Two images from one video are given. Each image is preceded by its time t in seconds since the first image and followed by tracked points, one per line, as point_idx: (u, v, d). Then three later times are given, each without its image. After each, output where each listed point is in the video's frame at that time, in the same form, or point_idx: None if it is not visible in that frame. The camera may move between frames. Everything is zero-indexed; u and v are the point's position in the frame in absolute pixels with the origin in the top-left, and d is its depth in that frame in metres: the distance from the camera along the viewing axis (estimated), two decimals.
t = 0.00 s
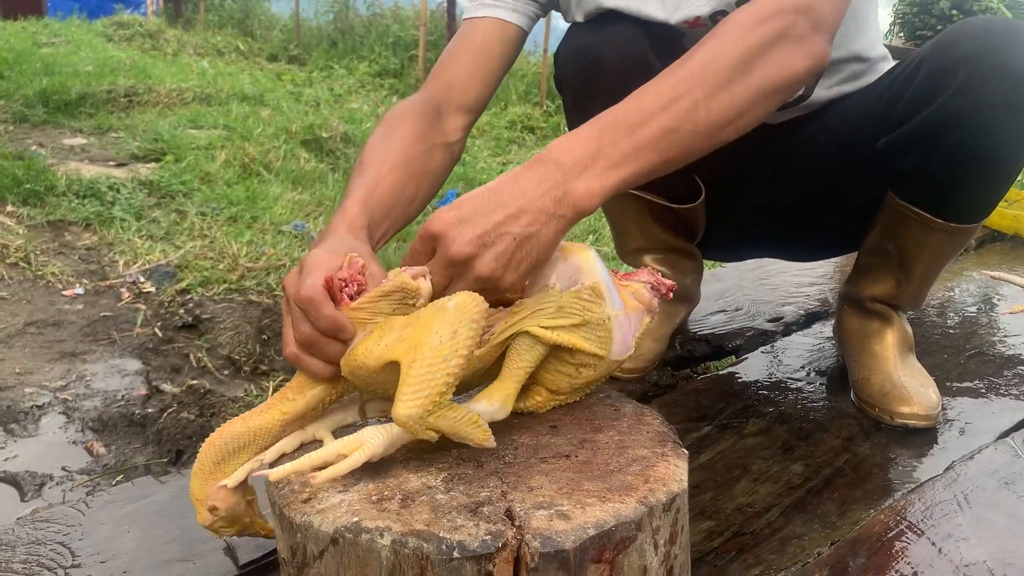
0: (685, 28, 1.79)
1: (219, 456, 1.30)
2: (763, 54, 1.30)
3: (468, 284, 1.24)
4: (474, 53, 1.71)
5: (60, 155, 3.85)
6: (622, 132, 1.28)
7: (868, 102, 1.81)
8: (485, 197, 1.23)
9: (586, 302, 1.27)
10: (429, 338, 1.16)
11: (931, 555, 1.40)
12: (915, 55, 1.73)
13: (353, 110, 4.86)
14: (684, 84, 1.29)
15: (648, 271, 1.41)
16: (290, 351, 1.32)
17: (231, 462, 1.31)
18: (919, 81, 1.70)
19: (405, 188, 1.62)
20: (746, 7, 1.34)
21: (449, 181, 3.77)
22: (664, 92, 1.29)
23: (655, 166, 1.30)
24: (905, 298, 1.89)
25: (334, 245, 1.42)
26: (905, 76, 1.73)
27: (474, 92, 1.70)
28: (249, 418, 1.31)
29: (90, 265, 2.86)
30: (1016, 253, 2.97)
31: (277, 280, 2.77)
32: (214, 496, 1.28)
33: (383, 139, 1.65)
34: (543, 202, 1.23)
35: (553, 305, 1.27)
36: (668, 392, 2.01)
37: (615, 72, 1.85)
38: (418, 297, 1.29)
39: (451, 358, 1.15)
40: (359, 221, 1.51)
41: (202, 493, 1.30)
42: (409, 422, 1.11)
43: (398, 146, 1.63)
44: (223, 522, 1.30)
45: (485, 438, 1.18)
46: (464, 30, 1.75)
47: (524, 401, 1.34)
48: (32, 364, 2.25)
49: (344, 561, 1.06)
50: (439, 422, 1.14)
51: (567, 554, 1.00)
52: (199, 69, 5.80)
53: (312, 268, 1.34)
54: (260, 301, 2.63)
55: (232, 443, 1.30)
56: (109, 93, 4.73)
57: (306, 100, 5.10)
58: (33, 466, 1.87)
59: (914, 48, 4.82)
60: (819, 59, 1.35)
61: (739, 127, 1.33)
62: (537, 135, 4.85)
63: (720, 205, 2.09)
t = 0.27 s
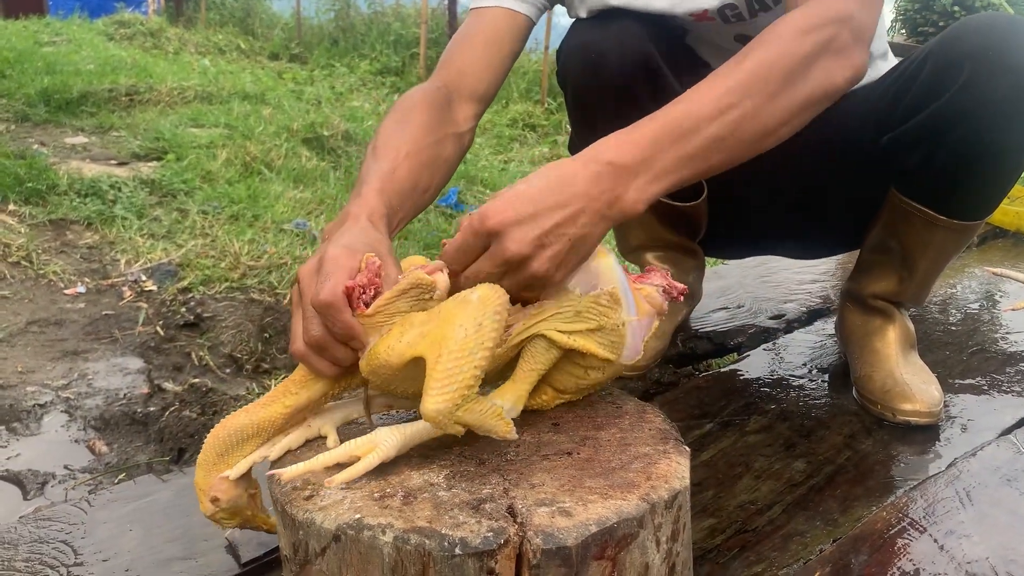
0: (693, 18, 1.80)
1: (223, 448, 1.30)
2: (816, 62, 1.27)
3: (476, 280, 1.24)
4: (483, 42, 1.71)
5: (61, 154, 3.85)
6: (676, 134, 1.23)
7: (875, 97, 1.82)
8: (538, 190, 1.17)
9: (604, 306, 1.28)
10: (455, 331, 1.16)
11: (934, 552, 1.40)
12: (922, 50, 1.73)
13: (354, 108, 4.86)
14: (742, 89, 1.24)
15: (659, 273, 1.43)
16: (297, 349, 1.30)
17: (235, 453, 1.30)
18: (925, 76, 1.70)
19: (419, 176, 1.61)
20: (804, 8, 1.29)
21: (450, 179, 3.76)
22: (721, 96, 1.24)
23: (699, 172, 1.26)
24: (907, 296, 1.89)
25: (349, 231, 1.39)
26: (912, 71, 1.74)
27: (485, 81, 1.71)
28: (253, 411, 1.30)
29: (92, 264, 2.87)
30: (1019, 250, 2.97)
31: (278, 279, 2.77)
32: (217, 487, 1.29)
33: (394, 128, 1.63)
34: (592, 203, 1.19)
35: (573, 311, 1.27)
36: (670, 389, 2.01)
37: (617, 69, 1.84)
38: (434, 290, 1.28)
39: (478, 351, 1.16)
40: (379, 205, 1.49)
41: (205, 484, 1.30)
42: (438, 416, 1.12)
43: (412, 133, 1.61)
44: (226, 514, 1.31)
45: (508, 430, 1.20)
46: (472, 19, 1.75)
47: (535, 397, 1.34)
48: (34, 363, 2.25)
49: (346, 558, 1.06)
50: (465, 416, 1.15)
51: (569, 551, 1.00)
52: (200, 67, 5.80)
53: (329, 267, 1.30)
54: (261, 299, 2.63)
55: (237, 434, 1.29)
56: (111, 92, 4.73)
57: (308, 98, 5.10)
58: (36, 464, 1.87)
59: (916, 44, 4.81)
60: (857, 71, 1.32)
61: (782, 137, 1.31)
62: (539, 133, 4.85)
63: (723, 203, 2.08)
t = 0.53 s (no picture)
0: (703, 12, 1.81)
1: (224, 437, 1.27)
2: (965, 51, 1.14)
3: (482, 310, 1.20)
4: (484, 35, 1.72)
5: (61, 153, 3.85)
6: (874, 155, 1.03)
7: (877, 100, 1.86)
8: (741, 233, 0.96)
9: (608, 356, 1.25)
10: (420, 361, 1.14)
11: (933, 552, 1.40)
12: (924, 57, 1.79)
13: (355, 108, 4.86)
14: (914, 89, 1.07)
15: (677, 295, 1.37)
16: (297, 324, 1.27)
17: (236, 443, 1.28)
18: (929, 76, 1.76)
19: (418, 168, 1.59)
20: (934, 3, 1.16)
21: (450, 179, 3.76)
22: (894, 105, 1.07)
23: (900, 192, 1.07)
24: (907, 295, 1.89)
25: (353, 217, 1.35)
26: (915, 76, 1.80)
27: (484, 76, 1.71)
28: (252, 401, 1.28)
29: (92, 263, 2.87)
30: (1018, 250, 2.97)
31: (278, 278, 2.77)
32: (220, 477, 1.26)
33: (393, 121, 1.61)
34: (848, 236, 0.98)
35: (573, 360, 1.24)
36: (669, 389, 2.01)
37: (618, 68, 1.84)
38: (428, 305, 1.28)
39: (438, 385, 1.13)
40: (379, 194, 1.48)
41: (207, 475, 1.26)
42: (382, 438, 1.11)
43: (411, 126, 1.60)
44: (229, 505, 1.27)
45: (465, 458, 1.16)
46: (474, 17, 1.76)
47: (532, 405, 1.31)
48: (34, 362, 2.25)
49: (345, 558, 1.06)
50: (416, 443, 1.12)
51: (568, 551, 1.01)
52: (200, 67, 5.80)
53: (332, 242, 1.26)
54: (262, 299, 2.63)
55: (238, 424, 1.27)
56: (111, 91, 4.73)
57: (308, 97, 5.10)
58: (35, 463, 1.87)
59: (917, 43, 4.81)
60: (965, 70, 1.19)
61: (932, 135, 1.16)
62: (539, 133, 4.85)
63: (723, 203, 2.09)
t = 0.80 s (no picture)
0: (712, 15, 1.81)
1: (231, 429, 1.29)
2: None
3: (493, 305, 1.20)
4: (487, 36, 1.72)
5: (61, 153, 3.85)
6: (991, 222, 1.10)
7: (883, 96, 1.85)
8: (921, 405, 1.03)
9: (614, 361, 1.24)
10: (429, 349, 1.13)
11: (934, 553, 1.40)
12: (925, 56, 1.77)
13: (355, 108, 4.86)
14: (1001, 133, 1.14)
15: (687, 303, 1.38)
16: (310, 315, 1.29)
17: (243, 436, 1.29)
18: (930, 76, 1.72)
19: (420, 173, 1.59)
20: (997, 33, 1.22)
21: (450, 179, 3.76)
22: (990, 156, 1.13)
23: None
24: (908, 296, 1.89)
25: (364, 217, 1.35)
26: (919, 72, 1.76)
27: (485, 79, 1.71)
28: (260, 394, 1.28)
29: (92, 263, 2.87)
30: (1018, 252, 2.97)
31: (279, 278, 2.77)
32: (226, 467, 1.28)
33: (395, 122, 1.60)
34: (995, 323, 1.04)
35: (579, 364, 1.24)
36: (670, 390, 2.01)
37: (620, 70, 1.84)
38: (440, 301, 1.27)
39: (445, 374, 1.12)
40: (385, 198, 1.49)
41: (213, 464, 1.29)
42: (385, 423, 1.09)
43: (413, 130, 1.59)
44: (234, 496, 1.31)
45: (466, 456, 1.16)
46: (474, 21, 1.75)
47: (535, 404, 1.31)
48: (34, 362, 2.25)
49: (348, 557, 1.06)
50: (418, 433, 1.12)
51: (570, 551, 1.01)
52: (201, 67, 5.80)
53: (350, 234, 1.28)
54: (262, 299, 2.63)
55: (248, 414, 1.27)
56: (111, 91, 4.73)
57: (308, 98, 5.10)
58: (36, 463, 1.87)
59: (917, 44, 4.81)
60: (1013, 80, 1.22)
61: None
62: (539, 133, 4.85)
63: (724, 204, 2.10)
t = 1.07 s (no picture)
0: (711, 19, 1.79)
1: (237, 423, 1.30)
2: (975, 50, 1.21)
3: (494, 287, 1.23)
4: (482, 54, 1.71)
5: (62, 153, 3.85)
6: (822, 94, 1.18)
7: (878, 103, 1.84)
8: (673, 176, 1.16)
9: (606, 341, 1.26)
10: (424, 313, 1.16)
11: (935, 553, 1.40)
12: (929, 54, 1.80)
13: (355, 108, 4.86)
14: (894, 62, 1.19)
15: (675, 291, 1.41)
16: (303, 305, 1.32)
17: (250, 432, 1.31)
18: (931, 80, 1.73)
19: (416, 186, 1.59)
20: None
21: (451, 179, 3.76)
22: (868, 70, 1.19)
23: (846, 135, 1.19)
24: (909, 296, 1.89)
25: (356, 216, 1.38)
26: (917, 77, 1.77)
27: (484, 91, 1.69)
28: (265, 389, 1.31)
29: (93, 262, 2.87)
30: (1019, 251, 2.98)
31: (279, 278, 2.77)
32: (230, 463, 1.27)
33: (391, 136, 1.62)
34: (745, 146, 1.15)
35: (571, 343, 1.25)
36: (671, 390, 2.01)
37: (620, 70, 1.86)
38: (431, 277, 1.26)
39: (438, 337, 1.15)
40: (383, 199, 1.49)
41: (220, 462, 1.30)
42: (380, 388, 1.10)
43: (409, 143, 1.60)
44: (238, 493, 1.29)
45: (463, 429, 1.17)
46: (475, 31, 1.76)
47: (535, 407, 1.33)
48: (35, 362, 2.25)
49: (349, 558, 1.06)
50: (413, 400, 1.13)
51: (571, 551, 1.01)
52: (201, 66, 5.80)
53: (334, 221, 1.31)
54: (263, 298, 2.63)
55: (246, 417, 1.30)
56: (112, 90, 4.73)
57: (308, 98, 5.10)
58: (37, 463, 1.87)
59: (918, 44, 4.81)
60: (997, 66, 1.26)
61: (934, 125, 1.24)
62: (539, 133, 4.85)
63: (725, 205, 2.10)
